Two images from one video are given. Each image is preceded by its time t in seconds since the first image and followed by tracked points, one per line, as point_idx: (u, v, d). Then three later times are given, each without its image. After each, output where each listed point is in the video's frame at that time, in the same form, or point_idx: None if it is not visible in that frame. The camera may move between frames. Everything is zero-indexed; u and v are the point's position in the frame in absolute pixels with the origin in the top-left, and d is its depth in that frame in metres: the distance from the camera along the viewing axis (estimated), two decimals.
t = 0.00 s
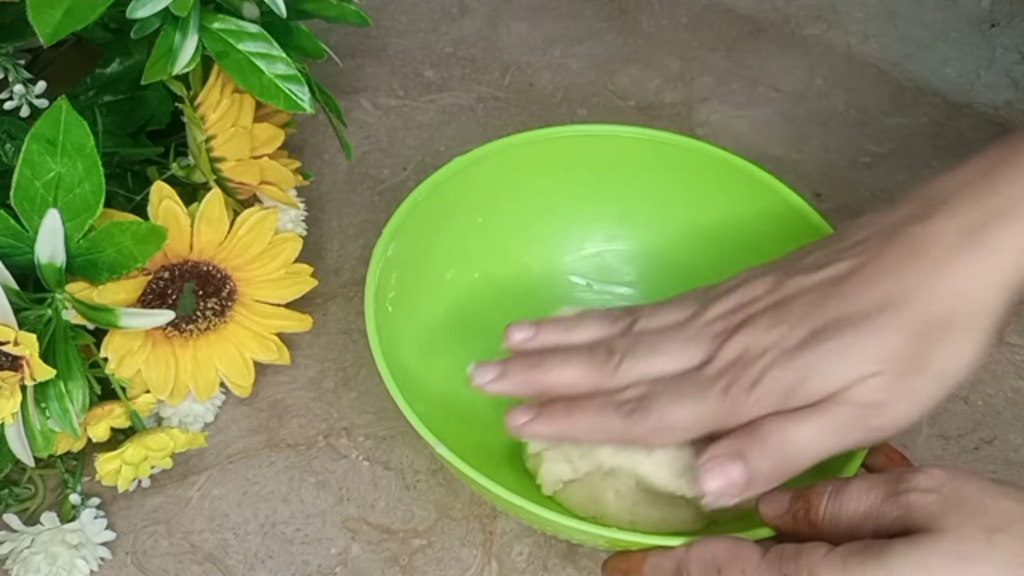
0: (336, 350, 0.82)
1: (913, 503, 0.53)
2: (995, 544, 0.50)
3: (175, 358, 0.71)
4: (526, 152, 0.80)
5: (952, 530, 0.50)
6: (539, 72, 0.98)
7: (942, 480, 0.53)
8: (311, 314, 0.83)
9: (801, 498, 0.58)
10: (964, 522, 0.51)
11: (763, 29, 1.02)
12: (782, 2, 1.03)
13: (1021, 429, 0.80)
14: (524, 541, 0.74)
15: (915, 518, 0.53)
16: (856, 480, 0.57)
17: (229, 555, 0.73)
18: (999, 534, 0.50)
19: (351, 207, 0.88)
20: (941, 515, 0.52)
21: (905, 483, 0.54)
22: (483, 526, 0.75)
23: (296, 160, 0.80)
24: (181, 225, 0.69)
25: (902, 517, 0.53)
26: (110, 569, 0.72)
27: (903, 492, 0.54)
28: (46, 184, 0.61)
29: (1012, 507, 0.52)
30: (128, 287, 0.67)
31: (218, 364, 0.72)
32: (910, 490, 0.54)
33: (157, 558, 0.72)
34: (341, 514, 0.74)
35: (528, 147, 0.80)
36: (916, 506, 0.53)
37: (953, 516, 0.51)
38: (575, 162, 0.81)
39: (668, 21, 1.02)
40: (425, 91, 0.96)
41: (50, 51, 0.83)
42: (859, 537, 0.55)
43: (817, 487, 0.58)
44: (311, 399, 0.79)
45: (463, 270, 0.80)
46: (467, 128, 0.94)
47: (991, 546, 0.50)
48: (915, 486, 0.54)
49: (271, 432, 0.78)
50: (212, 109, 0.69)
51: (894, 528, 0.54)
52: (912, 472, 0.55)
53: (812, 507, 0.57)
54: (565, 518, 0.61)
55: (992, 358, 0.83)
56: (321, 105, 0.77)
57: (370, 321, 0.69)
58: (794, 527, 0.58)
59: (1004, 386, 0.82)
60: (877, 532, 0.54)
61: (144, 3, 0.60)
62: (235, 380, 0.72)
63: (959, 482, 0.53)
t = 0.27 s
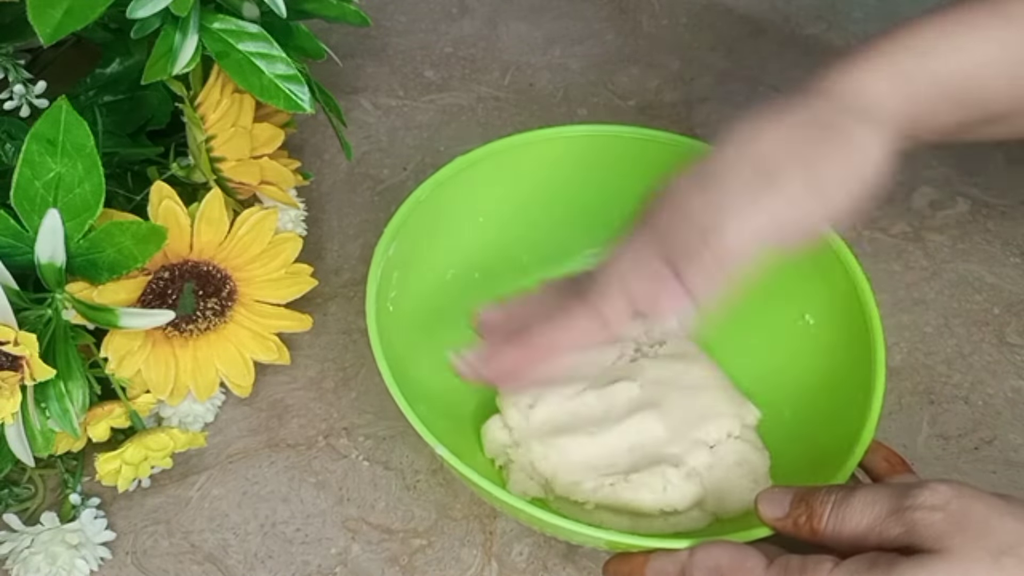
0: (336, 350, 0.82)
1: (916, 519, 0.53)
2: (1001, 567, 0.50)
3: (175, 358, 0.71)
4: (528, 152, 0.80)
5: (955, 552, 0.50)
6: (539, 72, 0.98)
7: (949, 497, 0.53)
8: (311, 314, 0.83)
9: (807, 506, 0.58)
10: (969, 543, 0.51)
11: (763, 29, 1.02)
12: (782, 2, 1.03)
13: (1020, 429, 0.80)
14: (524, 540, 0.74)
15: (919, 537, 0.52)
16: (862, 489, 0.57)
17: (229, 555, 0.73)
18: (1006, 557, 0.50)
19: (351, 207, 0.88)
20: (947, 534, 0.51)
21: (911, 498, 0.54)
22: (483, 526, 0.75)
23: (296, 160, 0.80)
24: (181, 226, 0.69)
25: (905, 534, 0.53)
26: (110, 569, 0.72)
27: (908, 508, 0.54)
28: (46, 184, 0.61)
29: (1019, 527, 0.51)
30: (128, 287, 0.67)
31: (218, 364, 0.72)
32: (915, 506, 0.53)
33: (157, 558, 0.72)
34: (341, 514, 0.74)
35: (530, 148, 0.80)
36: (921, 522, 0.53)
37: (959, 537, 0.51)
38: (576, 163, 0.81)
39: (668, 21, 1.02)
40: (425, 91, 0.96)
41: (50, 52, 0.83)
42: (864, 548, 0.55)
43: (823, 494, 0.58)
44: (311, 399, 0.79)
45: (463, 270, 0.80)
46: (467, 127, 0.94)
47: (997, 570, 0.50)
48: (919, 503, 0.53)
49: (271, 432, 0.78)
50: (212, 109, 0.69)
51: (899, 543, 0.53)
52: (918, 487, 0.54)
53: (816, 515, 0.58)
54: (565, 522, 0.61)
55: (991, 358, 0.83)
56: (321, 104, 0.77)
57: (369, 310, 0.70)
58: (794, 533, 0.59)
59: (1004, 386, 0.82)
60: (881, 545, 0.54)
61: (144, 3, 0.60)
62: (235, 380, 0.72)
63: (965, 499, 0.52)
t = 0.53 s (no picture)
0: (336, 350, 0.81)
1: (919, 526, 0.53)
2: None
3: (175, 358, 0.70)
4: (529, 152, 0.80)
5: (959, 562, 0.51)
6: (539, 71, 0.98)
7: (952, 505, 0.53)
8: (311, 314, 0.83)
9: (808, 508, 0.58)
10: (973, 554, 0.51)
11: (763, 28, 1.01)
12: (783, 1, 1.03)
13: (1021, 429, 0.80)
14: (524, 541, 0.74)
15: (922, 546, 0.53)
16: (865, 494, 0.57)
17: (229, 555, 0.72)
18: (1010, 566, 0.51)
19: (351, 207, 0.88)
20: (951, 544, 0.52)
21: (915, 507, 0.54)
22: (483, 526, 0.74)
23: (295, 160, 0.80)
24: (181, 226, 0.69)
25: (909, 543, 0.53)
26: (110, 569, 0.71)
27: (911, 516, 0.54)
28: (46, 184, 0.61)
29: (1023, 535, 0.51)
30: (128, 286, 0.67)
31: (218, 364, 0.72)
32: (919, 515, 0.54)
33: (157, 558, 0.72)
34: (341, 514, 0.74)
35: (531, 148, 0.80)
36: (925, 531, 0.53)
37: (962, 547, 0.51)
38: (577, 162, 0.81)
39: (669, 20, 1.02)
40: (424, 90, 0.96)
41: (50, 51, 0.83)
42: (867, 554, 0.56)
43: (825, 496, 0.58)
44: (310, 399, 0.79)
45: (464, 271, 0.80)
46: (467, 127, 0.94)
47: None
48: (923, 511, 0.53)
49: (271, 432, 0.78)
50: (211, 108, 0.69)
51: (902, 549, 0.54)
52: (921, 495, 0.54)
53: (820, 520, 0.57)
54: (562, 524, 0.61)
55: (992, 358, 0.83)
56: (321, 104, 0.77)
57: (370, 315, 0.70)
58: (796, 537, 0.58)
59: (1005, 386, 0.82)
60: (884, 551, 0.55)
61: (144, 2, 0.60)
62: (234, 380, 0.72)
63: (968, 508, 0.53)
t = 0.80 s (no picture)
0: (336, 350, 0.82)
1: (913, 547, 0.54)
2: None
3: (175, 358, 0.71)
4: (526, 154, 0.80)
5: None
6: (539, 72, 0.98)
7: (961, 536, 0.54)
8: (311, 314, 0.83)
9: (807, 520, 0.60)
10: None
11: (763, 29, 1.02)
12: (783, 2, 1.03)
13: (1020, 429, 0.80)
14: (524, 540, 0.74)
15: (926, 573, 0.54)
16: (873, 514, 0.58)
17: (229, 555, 0.73)
18: None
19: (351, 207, 0.88)
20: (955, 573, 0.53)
21: (922, 533, 0.55)
22: (483, 526, 0.75)
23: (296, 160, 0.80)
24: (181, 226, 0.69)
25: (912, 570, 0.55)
26: (110, 569, 0.72)
27: (917, 544, 0.55)
28: (46, 184, 0.61)
29: None
30: (128, 287, 0.67)
31: (218, 364, 0.72)
32: (926, 544, 0.54)
33: (157, 558, 0.72)
34: (341, 514, 0.74)
35: (528, 149, 0.80)
36: (930, 561, 0.54)
37: None
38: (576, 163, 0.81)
39: (669, 21, 1.02)
40: (425, 91, 0.96)
41: (50, 51, 0.83)
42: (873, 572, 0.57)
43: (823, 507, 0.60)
44: (311, 399, 0.79)
45: (462, 271, 0.80)
46: (467, 127, 0.94)
47: None
48: (930, 541, 0.54)
49: (271, 432, 0.78)
50: (212, 109, 0.69)
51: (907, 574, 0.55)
52: (931, 520, 0.55)
53: (825, 534, 0.59)
54: (563, 522, 0.61)
55: (992, 358, 0.83)
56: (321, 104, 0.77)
57: (369, 316, 0.70)
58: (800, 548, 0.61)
59: (1004, 386, 0.82)
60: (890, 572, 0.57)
61: (144, 3, 0.60)
62: (235, 380, 0.72)
63: (977, 540, 0.53)
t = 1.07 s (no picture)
0: (336, 350, 0.82)
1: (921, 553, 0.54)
2: None
3: (175, 358, 0.71)
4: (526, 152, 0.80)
5: None
6: (539, 72, 0.98)
7: (966, 535, 0.53)
8: (311, 314, 0.83)
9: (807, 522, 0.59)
10: None
11: (762, 29, 1.02)
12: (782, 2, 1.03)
13: (1020, 429, 0.80)
14: (524, 540, 0.74)
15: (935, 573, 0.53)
16: (874, 513, 0.57)
17: (230, 555, 0.73)
18: None
19: (351, 207, 0.88)
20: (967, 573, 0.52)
21: (926, 533, 0.54)
22: (483, 526, 0.75)
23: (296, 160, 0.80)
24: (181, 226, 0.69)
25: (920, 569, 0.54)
26: (110, 569, 0.72)
27: (923, 544, 0.54)
28: (46, 184, 0.61)
29: None
30: (128, 287, 0.67)
31: (218, 364, 0.72)
32: (932, 543, 0.54)
33: (157, 558, 0.72)
34: (341, 514, 0.74)
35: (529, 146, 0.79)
36: (940, 560, 0.53)
37: None
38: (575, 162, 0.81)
39: (668, 21, 1.02)
40: (425, 91, 0.96)
41: (51, 51, 0.83)
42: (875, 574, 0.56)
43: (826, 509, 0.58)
44: (311, 399, 0.79)
45: (461, 271, 0.80)
46: (467, 128, 0.94)
47: None
48: (937, 540, 0.54)
49: (271, 432, 0.78)
50: (212, 109, 0.69)
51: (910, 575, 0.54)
52: (934, 519, 0.55)
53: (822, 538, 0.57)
54: (563, 523, 0.62)
55: (991, 358, 0.83)
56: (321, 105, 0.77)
57: (369, 315, 0.70)
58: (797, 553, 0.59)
59: (1004, 386, 0.82)
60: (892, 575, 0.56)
61: (145, 3, 0.60)
62: (235, 380, 0.72)
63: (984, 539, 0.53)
